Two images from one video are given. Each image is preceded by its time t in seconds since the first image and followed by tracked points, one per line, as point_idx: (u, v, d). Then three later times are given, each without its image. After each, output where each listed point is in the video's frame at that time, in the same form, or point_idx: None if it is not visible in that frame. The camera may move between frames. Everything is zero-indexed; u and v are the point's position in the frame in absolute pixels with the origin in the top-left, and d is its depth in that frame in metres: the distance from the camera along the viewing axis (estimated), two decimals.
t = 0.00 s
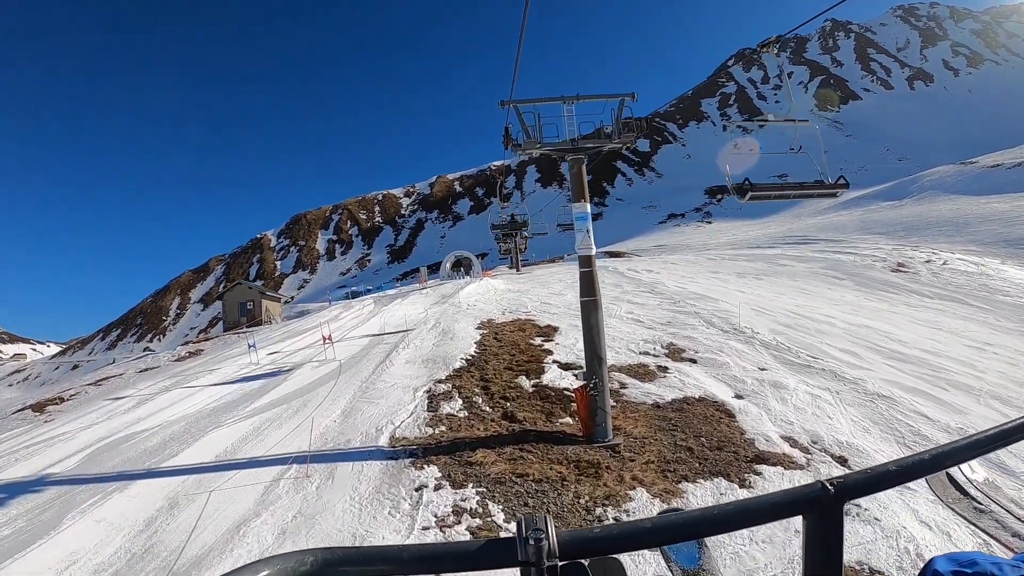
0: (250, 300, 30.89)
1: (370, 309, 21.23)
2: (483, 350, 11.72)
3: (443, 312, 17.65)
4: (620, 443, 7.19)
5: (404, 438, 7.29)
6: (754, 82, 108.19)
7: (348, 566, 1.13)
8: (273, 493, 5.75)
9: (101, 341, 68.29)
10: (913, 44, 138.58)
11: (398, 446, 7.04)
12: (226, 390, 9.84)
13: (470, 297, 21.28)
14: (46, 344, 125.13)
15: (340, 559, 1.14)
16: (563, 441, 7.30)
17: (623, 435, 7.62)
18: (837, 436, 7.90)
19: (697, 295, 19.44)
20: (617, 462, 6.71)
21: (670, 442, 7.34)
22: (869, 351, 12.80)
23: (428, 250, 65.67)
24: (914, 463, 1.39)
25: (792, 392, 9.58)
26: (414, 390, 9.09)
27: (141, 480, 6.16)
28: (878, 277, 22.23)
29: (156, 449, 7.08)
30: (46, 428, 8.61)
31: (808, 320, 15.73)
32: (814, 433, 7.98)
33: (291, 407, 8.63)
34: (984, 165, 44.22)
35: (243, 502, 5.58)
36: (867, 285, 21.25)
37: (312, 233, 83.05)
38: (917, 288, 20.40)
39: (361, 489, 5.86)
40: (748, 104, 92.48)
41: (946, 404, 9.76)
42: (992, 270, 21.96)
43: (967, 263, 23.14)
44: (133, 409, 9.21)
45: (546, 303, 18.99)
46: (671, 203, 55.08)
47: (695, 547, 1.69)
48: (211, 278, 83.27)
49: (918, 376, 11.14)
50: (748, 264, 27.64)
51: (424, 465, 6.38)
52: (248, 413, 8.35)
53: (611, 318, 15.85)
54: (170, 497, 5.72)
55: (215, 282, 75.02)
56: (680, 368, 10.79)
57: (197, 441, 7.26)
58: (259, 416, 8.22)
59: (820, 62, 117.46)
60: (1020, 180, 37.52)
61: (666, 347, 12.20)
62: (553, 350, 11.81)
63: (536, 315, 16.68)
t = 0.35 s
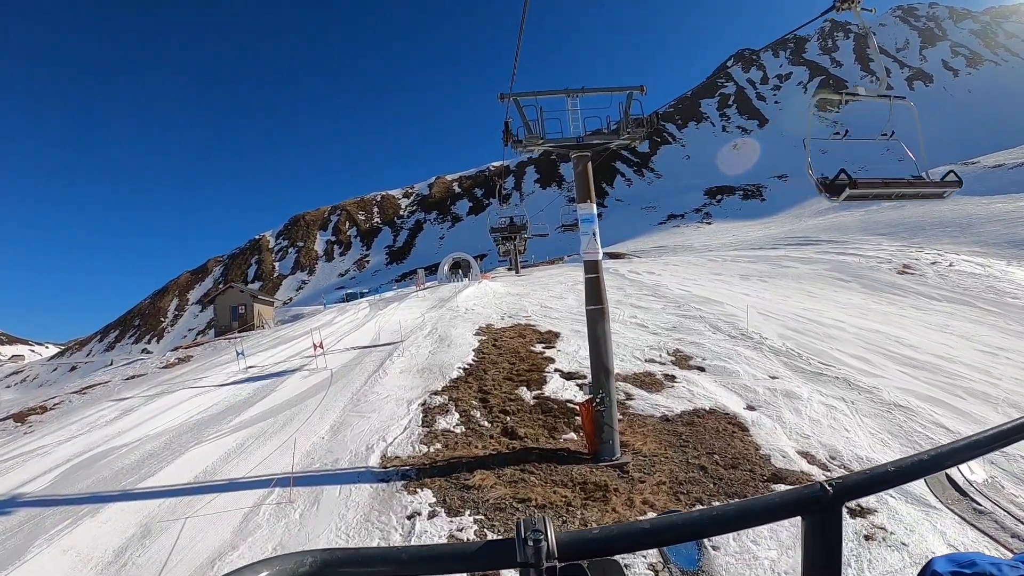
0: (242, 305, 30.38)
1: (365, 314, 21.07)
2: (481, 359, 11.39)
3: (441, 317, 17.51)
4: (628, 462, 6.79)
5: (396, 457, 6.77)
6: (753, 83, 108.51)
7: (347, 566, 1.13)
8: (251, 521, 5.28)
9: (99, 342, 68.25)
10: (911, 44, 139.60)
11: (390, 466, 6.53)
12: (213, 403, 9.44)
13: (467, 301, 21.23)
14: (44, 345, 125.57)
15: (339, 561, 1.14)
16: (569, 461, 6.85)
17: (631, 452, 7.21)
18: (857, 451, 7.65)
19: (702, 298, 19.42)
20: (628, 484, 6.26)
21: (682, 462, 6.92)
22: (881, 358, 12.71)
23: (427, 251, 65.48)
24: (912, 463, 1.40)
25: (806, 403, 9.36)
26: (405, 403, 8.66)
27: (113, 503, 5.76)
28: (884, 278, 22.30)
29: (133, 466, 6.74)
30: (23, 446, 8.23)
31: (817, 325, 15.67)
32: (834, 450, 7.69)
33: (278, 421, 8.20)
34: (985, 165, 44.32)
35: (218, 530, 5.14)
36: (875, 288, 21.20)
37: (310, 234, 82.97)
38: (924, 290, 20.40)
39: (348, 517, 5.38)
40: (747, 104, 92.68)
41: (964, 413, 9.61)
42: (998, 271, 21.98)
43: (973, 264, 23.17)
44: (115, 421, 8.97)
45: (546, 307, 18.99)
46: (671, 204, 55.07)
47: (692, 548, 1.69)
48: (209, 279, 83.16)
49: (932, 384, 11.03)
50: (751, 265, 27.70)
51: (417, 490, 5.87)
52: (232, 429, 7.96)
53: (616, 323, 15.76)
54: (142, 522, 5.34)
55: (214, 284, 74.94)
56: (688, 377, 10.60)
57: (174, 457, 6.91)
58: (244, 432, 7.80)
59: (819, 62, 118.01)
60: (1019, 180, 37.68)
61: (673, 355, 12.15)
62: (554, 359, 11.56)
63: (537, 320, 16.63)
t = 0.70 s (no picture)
0: (233, 309, 29.92)
1: (360, 319, 20.98)
2: (480, 368, 11.34)
3: (438, 322, 17.50)
4: (637, 483, 6.60)
5: (387, 479, 6.64)
6: (751, 83, 108.75)
7: (345, 566, 1.13)
8: (226, 554, 5.10)
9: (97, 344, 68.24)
10: (909, 44, 139.89)
11: (380, 490, 6.40)
12: (196, 416, 9.30)
13: (465, 305, 21.24)
14: (41, 348, 125.52)
15: (338, 561, 1.14)
16: (575, 482, 6.68)
17: (642, 473, 7.06)
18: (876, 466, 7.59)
19: (706, 302, 19.42)
20: (636, 507, 6.14)
21: (695, 484, 6.78)
22: (894, 364, 12.69)
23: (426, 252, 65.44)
24: (911, 463, 1.40)
25: (821, 415, 9.31)
26: (398, 418, 8.58)
27: (85, 530, 5.63)
28: (889, 280, 22.36)
29: (108, 488, 6.62)
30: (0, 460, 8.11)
31: (826, 329, 15.66)
32: (850, 463, 7.63)
33: (262, 438, 8.04)
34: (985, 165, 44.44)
35: (189, 565, 4.96)
36: (882, 290, 21.19)
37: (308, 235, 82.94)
38: (930, 292, 20.44)
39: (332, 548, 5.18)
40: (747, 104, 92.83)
41: (983, 423, 9.55)
42: (1003, 272, 22.01)
43: (977, 265, 23.21)
44: (95, 433, 8.85)
45: (547, 311, 19.02)
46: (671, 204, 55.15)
47: (693, 549, 1.68)
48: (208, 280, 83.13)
49: (948, 392, 10.99)
50: (754, 266, 27.74)
51: (410, 517, 5.71)
52: (213, 447, 7.80)
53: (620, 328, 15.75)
54: (111, 553, 5.19)
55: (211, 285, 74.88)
56: (697, 387, 10.53)
57: (151, 479, 6.78)
58: (225, 450, 7.65)
59: (818, 63, 118.34)
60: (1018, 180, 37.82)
61: (679, 362, 12.13)
62: (555, 367, 11.54)
63: (537, 325, 16.63)
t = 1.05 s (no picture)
0: (225, 316, 29.57)
1: (355, 326, 20.83)
2: (480, 380, 11.24)
3: (436, 329, 17.48)
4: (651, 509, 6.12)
5: (379, 507, 6.23)
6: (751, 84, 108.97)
7: (345, 567, 1.13)
8: None
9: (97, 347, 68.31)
10: (909, 43, 140.03)
11: (371, 519, 5.97)
12: (182, 432, 9.07)
13: (464, 310, 21.22)
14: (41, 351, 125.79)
15: (337, 562, 1.13)
16: (584, 508, 6.20)
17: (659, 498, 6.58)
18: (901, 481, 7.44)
19: (712, 306, 19.39)
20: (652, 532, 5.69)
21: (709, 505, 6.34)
22: (909, 370, 12.63)
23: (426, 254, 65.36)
24: (910, 463, 1.40)
25: (839, 426, 9.18)
26: (391, 436, 8.30)
27: (54, 562, 5.34)
28: (897, 281, 22.33)
29: (83, 512, 6.37)
30: None
31: (837, 334, 15.60)
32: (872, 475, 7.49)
33: (248, 458, 7.71)
34: (987, 164, 44.42)
35: None
36: (891, 292, 21.07)
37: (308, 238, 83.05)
38: (939, 293, 20.37)
39: None
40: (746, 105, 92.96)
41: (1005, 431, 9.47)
42: (1012, 272, 21.94)
43: (985, 266, 23.15)
44: (75, 451, 8.68)
45: (549, 316, 19.02)
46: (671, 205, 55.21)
47: (691, 549, 1.67)
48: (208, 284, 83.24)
49: (967, 399, 10.90)
50: (759, 268, 27.70)
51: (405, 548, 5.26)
52: (196, 467, 7.50)
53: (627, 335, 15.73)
54: None
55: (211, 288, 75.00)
56: (709, 398, 10.37)
57: (128, 503, 6.51)
58: (208, 472, 7.34)
59: (817, 63, 118.56)
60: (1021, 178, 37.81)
61: (688, 371, 12.06)
62: (560, 378, 11.46)
63: (539, 331, 16.63)
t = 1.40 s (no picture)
0: (219, 322, 29.36)
1: (353, 332, 20.80)
2: (480, 393, 11.19)
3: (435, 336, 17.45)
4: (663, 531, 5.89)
5: (371, 537, 6.06)
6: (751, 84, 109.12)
7: (344, 568, 1.12)
8: None
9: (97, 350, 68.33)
10: (908, 42, 140.22)
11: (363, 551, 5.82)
12: (166, 449, 9.06)
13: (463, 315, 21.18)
14: (43, 355, 126.10)
15: (335, 562, 1.13)
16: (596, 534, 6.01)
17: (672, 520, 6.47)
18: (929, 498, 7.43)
19: (720, 309, 19.32)
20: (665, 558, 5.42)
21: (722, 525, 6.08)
22: (927, 376, 12.60)
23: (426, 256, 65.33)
24: (910, 462, 1.40)
25: (861, 440, 9.13)
26: (387, 458, 8.19)
27: None
28: (908, 283, 22.25)
29: (57, 538, 6.37)
30: None
31: (849, 339, 15.56)
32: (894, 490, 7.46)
33: (231, 480, 7.65)
34: (989, 163, 44.36)
35: None
36: (900, 294, 21.00)
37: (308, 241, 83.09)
38: (951, 295, 20.28)
39: None
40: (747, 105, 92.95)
41: None
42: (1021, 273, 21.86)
43: (993, 267, 23.08)
44: (57, 467, 8.72)
45: (552, 322, 18.99)
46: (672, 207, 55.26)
47: (692, 549, 1.67)
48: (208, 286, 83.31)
49: (987, 407, 10.91)
50: (764, 270, 27.59)
51: None
52: (176, 490, 7.44)
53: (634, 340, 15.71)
54: None
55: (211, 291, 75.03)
56: (723, 410, 10.31)
57: (104, 530, 6.45)
58: (189, 495, 7.28)
59: (817, 64, 118.75)
60: None
61: (700, 380, 12.03)
62: (565, 389, 11.44)
63: (542, 338, 16.60)
